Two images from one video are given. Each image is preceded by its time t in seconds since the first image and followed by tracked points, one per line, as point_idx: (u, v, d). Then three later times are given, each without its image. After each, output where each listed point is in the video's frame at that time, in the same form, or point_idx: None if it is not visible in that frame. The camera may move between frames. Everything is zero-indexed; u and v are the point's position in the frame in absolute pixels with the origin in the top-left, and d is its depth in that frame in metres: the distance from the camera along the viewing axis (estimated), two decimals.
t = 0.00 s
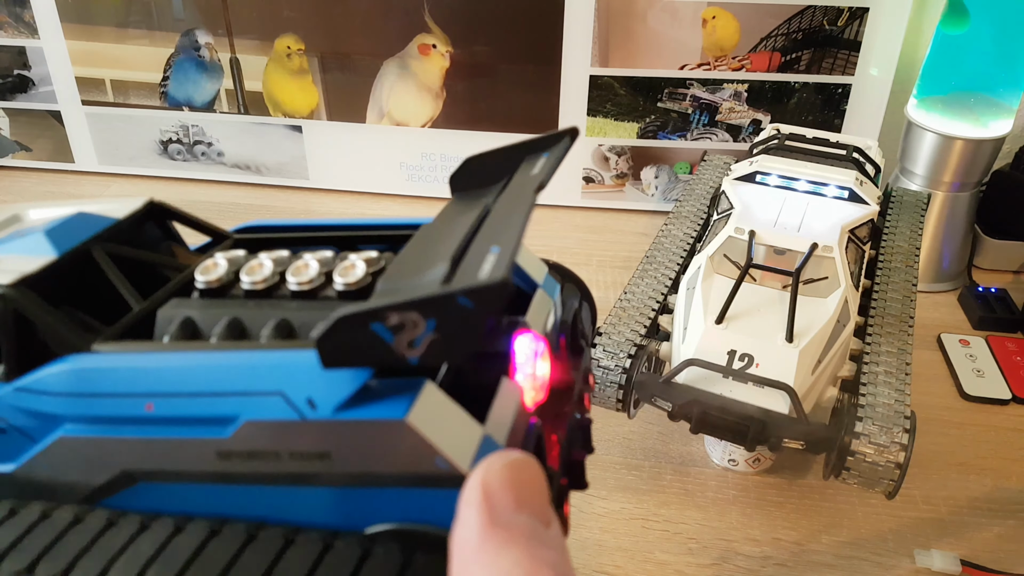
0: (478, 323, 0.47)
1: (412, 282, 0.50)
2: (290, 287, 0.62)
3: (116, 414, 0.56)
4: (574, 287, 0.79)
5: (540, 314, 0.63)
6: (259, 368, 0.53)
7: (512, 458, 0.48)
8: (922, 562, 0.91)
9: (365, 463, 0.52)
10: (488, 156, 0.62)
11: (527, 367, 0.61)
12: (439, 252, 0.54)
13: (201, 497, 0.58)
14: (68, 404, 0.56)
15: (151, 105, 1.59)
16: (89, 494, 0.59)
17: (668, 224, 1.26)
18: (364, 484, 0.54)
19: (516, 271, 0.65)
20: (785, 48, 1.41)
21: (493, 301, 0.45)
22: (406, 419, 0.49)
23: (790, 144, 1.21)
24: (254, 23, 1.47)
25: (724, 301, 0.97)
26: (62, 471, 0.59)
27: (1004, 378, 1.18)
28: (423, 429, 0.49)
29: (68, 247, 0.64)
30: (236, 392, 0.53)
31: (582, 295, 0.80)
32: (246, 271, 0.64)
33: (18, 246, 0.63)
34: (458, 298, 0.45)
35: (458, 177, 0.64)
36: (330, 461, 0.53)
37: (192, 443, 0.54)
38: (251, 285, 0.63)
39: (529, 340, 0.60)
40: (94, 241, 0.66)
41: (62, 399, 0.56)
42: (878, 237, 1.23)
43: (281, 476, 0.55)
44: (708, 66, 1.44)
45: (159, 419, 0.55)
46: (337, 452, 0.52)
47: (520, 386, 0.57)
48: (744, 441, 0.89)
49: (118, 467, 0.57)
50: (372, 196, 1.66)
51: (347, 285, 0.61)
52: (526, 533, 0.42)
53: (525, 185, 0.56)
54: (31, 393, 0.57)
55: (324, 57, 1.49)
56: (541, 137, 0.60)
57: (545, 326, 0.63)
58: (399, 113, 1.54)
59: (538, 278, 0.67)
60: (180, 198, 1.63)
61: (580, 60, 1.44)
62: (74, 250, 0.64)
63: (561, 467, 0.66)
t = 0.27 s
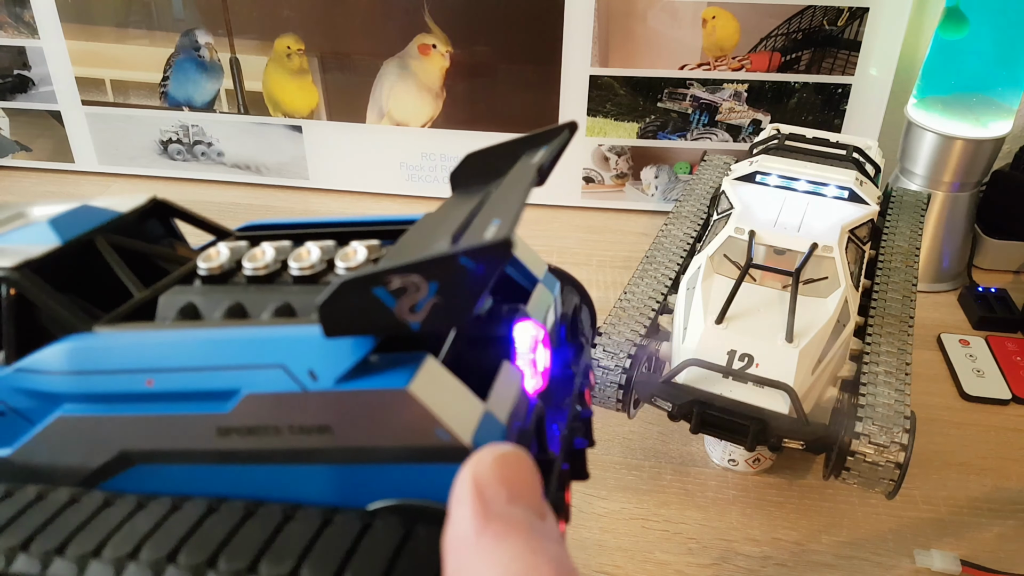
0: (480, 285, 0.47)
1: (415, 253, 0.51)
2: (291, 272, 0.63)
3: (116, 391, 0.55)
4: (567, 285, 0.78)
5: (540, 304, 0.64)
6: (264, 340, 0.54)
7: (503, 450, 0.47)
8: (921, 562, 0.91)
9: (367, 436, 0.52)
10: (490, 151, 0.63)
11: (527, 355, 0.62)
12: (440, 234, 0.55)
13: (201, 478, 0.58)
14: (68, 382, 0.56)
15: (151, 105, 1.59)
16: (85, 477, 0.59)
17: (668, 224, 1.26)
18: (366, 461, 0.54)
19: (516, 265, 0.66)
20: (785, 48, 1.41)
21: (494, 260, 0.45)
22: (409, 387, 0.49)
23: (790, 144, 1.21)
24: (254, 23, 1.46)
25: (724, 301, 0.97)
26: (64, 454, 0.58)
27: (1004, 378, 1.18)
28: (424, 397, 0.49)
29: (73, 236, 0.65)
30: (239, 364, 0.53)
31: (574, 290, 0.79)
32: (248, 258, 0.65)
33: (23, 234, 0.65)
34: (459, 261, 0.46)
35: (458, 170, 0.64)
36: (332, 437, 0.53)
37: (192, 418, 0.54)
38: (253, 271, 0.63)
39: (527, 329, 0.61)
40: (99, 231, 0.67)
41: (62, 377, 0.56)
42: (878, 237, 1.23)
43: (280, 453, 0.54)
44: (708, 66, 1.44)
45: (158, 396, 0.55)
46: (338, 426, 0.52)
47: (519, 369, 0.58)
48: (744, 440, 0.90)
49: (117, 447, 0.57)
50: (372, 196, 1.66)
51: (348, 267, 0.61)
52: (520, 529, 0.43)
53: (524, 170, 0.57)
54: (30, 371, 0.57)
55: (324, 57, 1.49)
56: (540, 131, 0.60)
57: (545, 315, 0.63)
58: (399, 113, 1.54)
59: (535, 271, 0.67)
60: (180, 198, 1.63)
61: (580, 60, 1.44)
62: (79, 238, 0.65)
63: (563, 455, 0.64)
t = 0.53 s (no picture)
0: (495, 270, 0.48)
1: (429, 242, 0.52)
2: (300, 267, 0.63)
3: (124, 384, 0.55)
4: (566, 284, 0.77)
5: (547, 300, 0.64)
6: (276, 331, 0.54)
7: (496, 451, 0.46)
8: (921, 562, 0.91)
9: (381, 427, 0.52)
10: (495, 151, 0.63)
11: (537, 352, 0.61)
12: (451, 228, 0.55)
13: (211, 472, 0.58)
14: (75, 376, 0.56)
15: (151, 105, 1.59)
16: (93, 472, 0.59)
17: (668, 224, 1.26)
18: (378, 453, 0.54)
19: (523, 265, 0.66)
20: (785, 48, 1.41)
21: (512, 247, 0.46)
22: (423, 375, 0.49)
23: (790, 144, 1.21)
24: (254, 23, 1.46)
25: (724, 301, 0.96)
26: (69, 450, 0.58)
27: (1004, 378, 1.18)
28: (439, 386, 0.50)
29: (77, 232, 0.65)
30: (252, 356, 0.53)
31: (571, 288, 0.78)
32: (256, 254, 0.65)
33: (28, 231, 0.65)
34: (476, 246, 0.46)
35: (463, 171, 0.64)
36: (345, 428, 0.53)
37: (203, 411, 0.54)
38: (260, 266, 0.63)
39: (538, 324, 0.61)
40: (104, 228, 0.67)
41: (69, 371, 0.56)
42: (878, 237, 1.23)
43: (292, 445, 0.54)
44: (708, 66, 1.44)
45: (167, 388, 0.55)
46: (352, 417, 0.52)
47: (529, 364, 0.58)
48: (743, 440, 0.89)
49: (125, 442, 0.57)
50: (372, 196, 1.66)
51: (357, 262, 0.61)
52: (514, 532, 0.43)
53: (533, 165, 0.57)
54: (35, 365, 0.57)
55: (324, 57, 1.49)
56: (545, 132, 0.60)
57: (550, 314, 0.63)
58: (399, 113, 1.54)
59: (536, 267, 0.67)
60: (180, 198, 1.63)
61: (580, 60, 1.44)
62: (83, 234, 0.65)
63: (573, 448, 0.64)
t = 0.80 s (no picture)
0: (553, 295, 0.47)
1: (473, 263, 0.50)
2: (321, 287, 0.60)
3: (152, 411, 0.52)
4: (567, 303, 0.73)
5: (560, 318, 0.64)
6: (313, 354, 0.51)
7: (548, 475, 0.46)
8: (922, 562, 0.91)
9: (430, 448, 0.53)
10: (502, 168, 0.63)
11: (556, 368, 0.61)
12: (485, 246, 0.54)
13: (243, 500, 0.56)
14: (93, 404, 0.53)
15: (151, 105, 1.59)
16: (111, 503, 0.56)
17: (668, 224, 1.26)
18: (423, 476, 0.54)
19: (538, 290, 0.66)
20: (785, 48, 1.41)
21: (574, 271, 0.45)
22: (474, 397, 0.50)
23: (790, 144, 1.21)
24: (253, 22, 1.46)
25: (724, 301, 0.97)
26: (89, 479, 0.55)
27: (1004, 378, 1.18)
28: (489, 406, 0.51)
29: (81, 250, 0.62)
30: (291, 380, 0.51)
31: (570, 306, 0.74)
32: (273, 272, 0.61)
33: (24, 248, 0.61)
34: (538, 267, 0.46)
35: (469, 190, 0.64)
36: (393, 450, 0.53)
37: (244, 436, 0.52)
38: (279, 286, 0.60)
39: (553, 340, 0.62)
40: (105, 245, 0.64)
41: (85, 398, 0.53)
42: (878, 237, 1.23)
43: (332, 469, 0.54)
44: (708, 66, 1.44)
45: (200, 414, 0.53)
46: (401, 439, 0.52)
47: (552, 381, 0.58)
48: (743, 440, 0.89)
49: (153, 469, 0.55)
50: (372, 196, 1.66)
51: (382, 282, 0.60)
52: (568, 553, 0.40)
53: (558, 182, 0.57)
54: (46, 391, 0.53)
55: (324, 57, 1.49)
56: (556, 151, 0.61)
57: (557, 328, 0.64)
58: (399, 113, 1.54)
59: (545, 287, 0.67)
60: (180, 198, 1.63)
61: (580, 60, 1.44)
62: (87, 251, 0.62)
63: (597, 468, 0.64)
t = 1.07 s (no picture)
0: (577, 317, 0.49)
1: (494, 286, 0.50)
2: (311, 309, 0.59)
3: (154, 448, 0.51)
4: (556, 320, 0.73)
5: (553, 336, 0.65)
6: (325, 385, 0.50)
7: (595, 499, 0.47)
8: (922, 562, 0.91)
9: (445, 475, 0.53)
10: (476, 182, 0.63)
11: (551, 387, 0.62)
12: (486, 266, 0.55)
13: (248, 534, 0.55)
14: (84, 443, 0.50)
15: (151, 105, 1.59)
16: (105, 542, 0.54)
17: (668, 224, 1.26)
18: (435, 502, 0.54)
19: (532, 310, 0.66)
20: (785, 48, 1.41)
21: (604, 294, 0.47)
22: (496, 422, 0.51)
23: (790, 144, 1.21)
24: (253, 22, 1.46)
25: (724, 301, 0.96)
26: (83, 519, 0.53)
27: (1004, 378, 1.18)
28: (509, 429, 0.52)
29: (45, 273, 0.60)
30: (301, 411, 0.50)
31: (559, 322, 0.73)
32: (260, 294, 0.60)
33: None
34: (569, 290, 0.46)
35: (446, 204, 0.63)
36: (408, 477, 0.53)
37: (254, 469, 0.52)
38: (268, 308, 0.58)
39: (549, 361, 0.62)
40: (68, 267, 0.62)
41: (79, 437, 0.50)
42: (878, 237, 1.23)
43: (342, 498, 0.53)
44: (708, 66, 1.44)
45: (206, 448, 0.51)
46: (418, 465, 0.53)
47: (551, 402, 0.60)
48: (743, 441, 0.89)
49: (154, 506, 0.53)
50: (372, 196, 1.66)
51: (376, 302, 0.59)
52: None
53: (551, 203, 0.58)
54: (33, 433, 0.50)
55: (324, 57, 1.49)
56: (535, 165, 0.62)
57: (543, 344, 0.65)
58: (399, 113, 1.54)
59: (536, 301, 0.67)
60: (180, 198, 1.63)
61: (580, 60, 1.44)
62: (52, 276, 0.60)
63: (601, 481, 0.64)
